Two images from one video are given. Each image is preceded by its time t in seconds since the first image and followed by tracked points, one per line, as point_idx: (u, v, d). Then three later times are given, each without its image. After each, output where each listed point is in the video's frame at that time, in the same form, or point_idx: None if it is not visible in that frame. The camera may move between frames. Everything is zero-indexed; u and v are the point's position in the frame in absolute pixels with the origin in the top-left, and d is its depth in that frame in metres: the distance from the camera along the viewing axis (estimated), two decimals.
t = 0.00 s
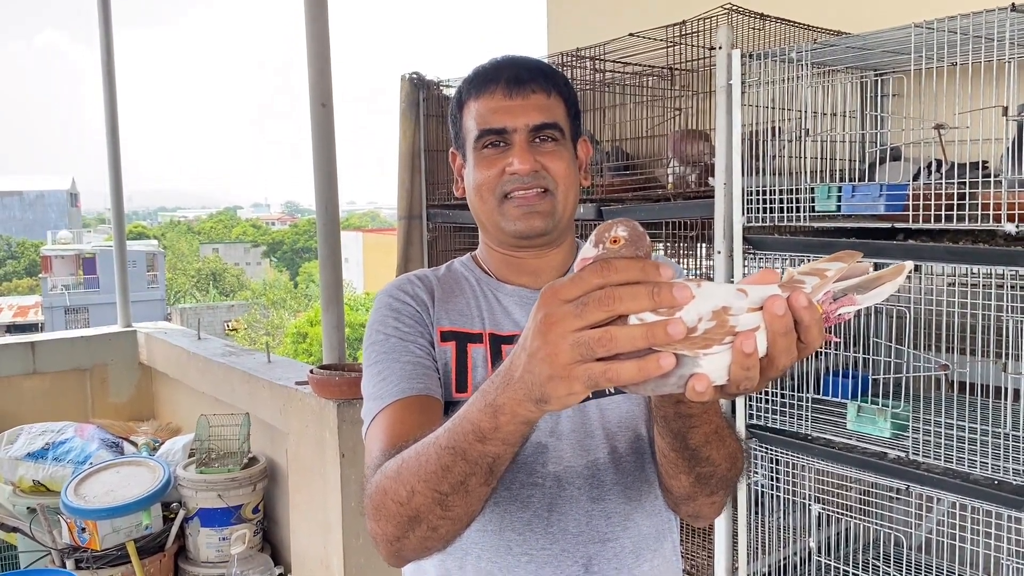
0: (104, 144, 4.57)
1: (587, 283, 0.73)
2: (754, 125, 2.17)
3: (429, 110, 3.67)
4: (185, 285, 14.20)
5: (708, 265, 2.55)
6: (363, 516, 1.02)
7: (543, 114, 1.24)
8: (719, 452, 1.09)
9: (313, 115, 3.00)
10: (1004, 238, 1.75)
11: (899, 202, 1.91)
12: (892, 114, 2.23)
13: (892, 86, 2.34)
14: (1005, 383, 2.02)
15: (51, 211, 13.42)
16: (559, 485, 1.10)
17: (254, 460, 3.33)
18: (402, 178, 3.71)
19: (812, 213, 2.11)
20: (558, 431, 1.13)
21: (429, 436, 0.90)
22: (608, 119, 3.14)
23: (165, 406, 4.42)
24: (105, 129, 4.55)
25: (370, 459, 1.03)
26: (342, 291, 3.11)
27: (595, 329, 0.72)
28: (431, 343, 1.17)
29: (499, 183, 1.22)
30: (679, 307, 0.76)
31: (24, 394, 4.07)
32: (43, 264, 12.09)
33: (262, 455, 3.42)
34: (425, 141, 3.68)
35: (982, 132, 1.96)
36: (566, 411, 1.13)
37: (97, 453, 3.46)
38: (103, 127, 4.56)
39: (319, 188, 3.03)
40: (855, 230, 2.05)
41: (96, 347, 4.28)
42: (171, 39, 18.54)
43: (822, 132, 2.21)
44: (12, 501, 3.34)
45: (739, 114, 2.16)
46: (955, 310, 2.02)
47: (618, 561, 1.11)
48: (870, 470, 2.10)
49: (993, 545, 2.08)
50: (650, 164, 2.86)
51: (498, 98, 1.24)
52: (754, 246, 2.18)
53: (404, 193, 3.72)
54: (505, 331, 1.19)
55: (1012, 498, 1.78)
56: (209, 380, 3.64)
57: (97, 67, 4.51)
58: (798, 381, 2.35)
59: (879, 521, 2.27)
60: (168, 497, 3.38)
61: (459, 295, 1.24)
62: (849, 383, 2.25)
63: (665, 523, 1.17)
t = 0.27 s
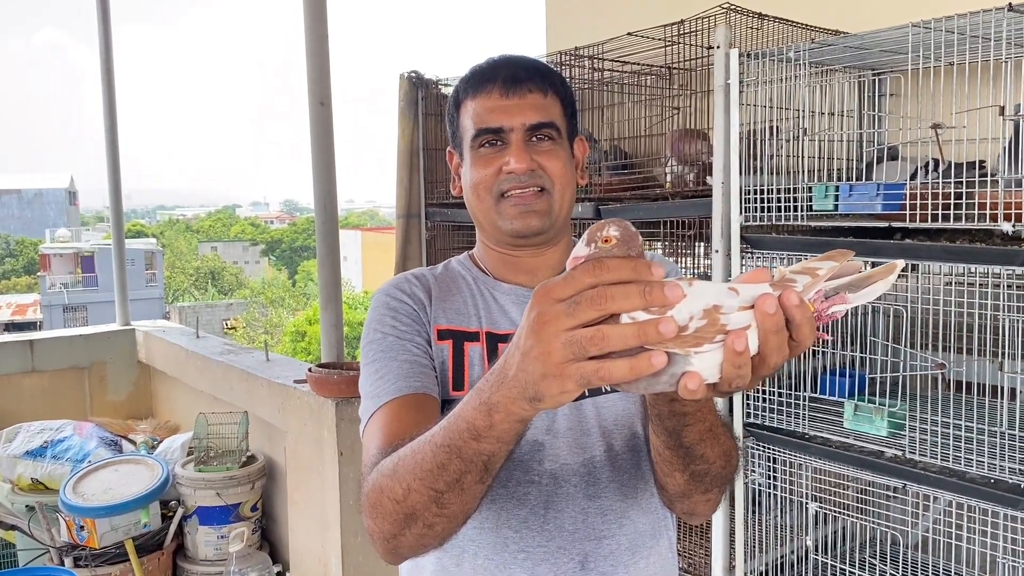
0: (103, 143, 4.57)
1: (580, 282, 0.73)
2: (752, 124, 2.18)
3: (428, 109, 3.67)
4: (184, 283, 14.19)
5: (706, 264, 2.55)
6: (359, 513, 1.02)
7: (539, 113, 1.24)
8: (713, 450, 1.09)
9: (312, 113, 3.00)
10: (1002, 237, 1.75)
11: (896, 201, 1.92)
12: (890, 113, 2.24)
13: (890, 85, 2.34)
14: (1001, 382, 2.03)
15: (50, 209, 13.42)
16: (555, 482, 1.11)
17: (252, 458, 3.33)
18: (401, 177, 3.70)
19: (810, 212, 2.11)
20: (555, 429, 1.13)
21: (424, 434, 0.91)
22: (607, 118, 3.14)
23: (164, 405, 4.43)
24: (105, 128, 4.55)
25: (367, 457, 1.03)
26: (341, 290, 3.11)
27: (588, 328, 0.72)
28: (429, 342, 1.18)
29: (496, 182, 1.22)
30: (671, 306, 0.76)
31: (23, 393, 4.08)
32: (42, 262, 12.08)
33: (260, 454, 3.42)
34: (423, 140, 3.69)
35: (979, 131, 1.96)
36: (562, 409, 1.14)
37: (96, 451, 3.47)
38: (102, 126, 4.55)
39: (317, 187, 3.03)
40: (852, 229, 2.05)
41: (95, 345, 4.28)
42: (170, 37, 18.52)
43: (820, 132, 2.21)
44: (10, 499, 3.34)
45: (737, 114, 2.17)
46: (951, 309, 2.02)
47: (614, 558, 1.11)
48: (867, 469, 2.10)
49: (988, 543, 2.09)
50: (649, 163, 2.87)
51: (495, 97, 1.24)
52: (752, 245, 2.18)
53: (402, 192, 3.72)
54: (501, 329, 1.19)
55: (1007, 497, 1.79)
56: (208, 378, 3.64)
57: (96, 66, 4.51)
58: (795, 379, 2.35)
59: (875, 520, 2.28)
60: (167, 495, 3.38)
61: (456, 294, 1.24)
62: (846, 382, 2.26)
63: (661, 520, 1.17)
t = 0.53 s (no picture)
0: (99, 141, 4.57)
1: (567, 286, 0.75)
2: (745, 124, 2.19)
3: (424, 108, 3.68)
4: (180, 282, 14.18)
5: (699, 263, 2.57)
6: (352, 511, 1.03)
7: (533, 115, 1.25)
8: (701, 449, 1.11)
9: (307, 113, 3.00)
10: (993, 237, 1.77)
11: (887, 201, 1.93)
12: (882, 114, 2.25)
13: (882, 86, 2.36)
14: (991, 381, 2.05)
15: (45, 207, 13.40)
16: (546, 480, 1.12)
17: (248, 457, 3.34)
18: (396, 176, 3.71)
19: (802, 212, 2.12)
20: (546, 427, 1.14)
21: (415, 433, 0.92)
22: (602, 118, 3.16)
23: (160, 403, 4.43)
24: (100, 126, 4.55)
25: (360, 456, 1.04)
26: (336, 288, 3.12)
27: (574, 330, 0.73)
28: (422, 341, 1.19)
29: (489, 182, 1.23)
30: (655, 309, 0.77)
31: (19, 391, 4.08)
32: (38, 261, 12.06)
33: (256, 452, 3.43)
34: (419, 139, 3.70)
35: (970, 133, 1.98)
36: (554, 408, 1.15)
37: (92, 450, 3.47)
38: (98, 124, 4.55)
39: (313, 186, 3.04)
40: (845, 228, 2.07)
41: (91, 344, 4.29)
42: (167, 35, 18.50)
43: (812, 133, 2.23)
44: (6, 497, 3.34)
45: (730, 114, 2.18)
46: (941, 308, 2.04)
47: (605, 555, 1.12)
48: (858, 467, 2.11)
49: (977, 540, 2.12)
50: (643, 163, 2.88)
51: (489, 98, 1.25)
52: (745, 245, 2.19)
53: (398, 191, 3.73)
54: (494, 328, 1.20)
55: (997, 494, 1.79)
56: (204, 376, 3.65)
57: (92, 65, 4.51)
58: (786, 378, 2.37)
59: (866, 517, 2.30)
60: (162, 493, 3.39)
61: (449, 293, 1.25)
62: (838, 380, 2.28)
63: (651, 517, 1.19)
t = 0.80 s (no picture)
0: (94, 137, 4.57)
1: (562, 281, 0.77)
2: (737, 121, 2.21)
3: (418, 105, 3.69)
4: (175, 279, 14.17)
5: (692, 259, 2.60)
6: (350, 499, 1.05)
7: (529, 109, 1.27)
8: (692, 438, 1.13)
9: (303, 109, 3.01)
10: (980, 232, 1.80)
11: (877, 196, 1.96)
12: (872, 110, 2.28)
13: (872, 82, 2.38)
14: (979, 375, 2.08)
15: (38, 204, 13.38)
16: (541, 468, 1.14)
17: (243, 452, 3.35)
18: (391, 172, 3.73)
19: (793, 208, 2.14)
20: (542, 416, 1.16)
21: (413, 424, 0.94)
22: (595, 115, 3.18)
23: (155, 398, 4.44)
24: (95, 122, 4.55)
25: (359, 444, 1.06)
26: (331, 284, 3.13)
27: (569, 325, 0.75)
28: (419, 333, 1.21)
29: (486, 175, 1.25)
30: (644, 304, 0.80)
31: (14, 386, 4.08)
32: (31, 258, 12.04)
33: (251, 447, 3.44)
34: (414, 135, 3.71)
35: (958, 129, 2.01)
36: (549, 397, 1.17)
37: (87, 445, 3.48)
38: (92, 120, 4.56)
39: (308, 182, 3.05)
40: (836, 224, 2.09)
41: (86, 339, 4.29)
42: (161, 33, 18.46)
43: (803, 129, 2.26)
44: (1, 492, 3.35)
45: (722, 111, 2.20)
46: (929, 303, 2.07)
47: (599, 541, 1.15)
48: (850, 459, 2.15)
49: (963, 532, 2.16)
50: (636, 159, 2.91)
51: (486, 93, 1.27)
52: (737, 240, 2.22)
53: (393, 187, 3.75)
54: (490, 320, 1.22)
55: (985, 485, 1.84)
56: (199, 372, 3.66)
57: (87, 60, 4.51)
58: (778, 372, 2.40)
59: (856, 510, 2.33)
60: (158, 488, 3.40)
61: (446, 286, 1.27)
62: (829, 374, 2.30)
63: (643, 505, 1.21)
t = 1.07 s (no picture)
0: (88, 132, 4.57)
1: (552, 277, 0.79)
2: (729, 116, 2.24)
3: (413, 101, 3.71)
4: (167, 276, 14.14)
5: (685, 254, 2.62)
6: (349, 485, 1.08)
7: (529, 105, 1.29)
8: (688, 428, 1.15)
9: (298, 104, 3.03)
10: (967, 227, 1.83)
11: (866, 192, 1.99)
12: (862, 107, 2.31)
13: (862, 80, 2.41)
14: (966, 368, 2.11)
15: (30, 200, 13.32)
16: (540, 456, 1.16)
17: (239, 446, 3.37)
18: (386, 168, 3.74)
19: (783, 203, 2.17)
20: (540, 406, 1.18)
21: (409, 413, 0.96)
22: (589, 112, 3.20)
23: (150, 394, 4.44)
24: (88, 118, 4.55)
25: (359, 431, 1.09)
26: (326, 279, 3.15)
27: (557, 319, 0.78)
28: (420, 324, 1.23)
29: (487, 170, 1.27)
30: (631, 301, 0.81)
31: (8, 381, 4.09)
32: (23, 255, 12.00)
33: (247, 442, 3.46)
34: (409, 131, 3.73)
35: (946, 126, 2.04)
36: (547, 387, 1.19)
37: (82, 439, 3.49)
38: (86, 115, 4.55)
39: (304, 178, 3.07)
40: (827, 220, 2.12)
41: (81, 334, 4.30)
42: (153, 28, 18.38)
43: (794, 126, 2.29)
44: None
45: (714, 107, 2.23)
46: (917, 297, 2.10)
47: (596, 527, 1.17)
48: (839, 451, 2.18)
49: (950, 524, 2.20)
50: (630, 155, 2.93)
51: (488, 89, 1.29)
52: (730, 235, 2.25)
53: (388, 183, 3.76)
54: (490, 312, 1.25)
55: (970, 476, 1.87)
56: (195, 367, 3.67)
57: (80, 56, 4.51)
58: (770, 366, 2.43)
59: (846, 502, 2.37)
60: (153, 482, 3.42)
61: (446, 278, 1.29)
62: (820, 369, 2.33)
63: (640, 493, 1.23)
